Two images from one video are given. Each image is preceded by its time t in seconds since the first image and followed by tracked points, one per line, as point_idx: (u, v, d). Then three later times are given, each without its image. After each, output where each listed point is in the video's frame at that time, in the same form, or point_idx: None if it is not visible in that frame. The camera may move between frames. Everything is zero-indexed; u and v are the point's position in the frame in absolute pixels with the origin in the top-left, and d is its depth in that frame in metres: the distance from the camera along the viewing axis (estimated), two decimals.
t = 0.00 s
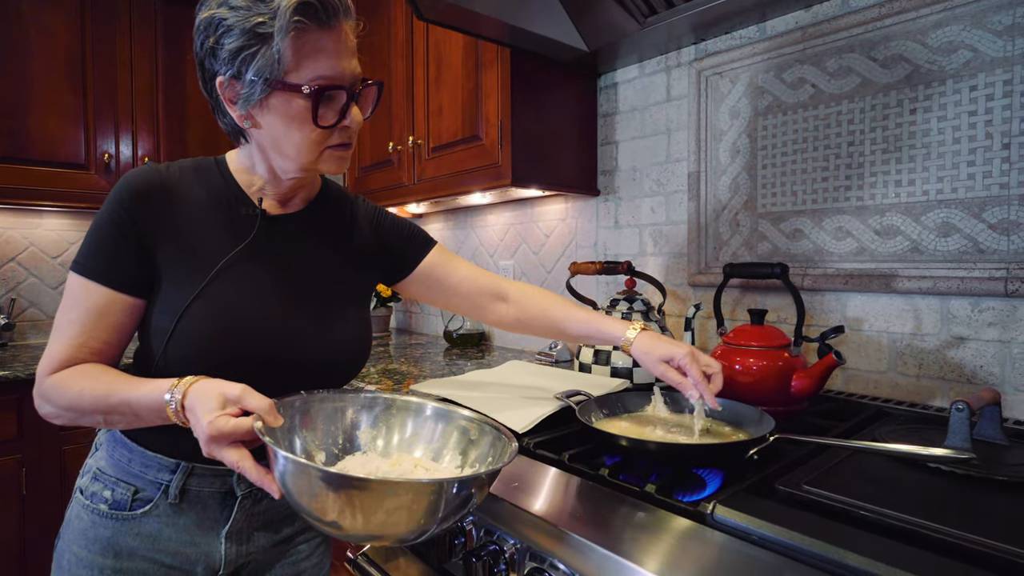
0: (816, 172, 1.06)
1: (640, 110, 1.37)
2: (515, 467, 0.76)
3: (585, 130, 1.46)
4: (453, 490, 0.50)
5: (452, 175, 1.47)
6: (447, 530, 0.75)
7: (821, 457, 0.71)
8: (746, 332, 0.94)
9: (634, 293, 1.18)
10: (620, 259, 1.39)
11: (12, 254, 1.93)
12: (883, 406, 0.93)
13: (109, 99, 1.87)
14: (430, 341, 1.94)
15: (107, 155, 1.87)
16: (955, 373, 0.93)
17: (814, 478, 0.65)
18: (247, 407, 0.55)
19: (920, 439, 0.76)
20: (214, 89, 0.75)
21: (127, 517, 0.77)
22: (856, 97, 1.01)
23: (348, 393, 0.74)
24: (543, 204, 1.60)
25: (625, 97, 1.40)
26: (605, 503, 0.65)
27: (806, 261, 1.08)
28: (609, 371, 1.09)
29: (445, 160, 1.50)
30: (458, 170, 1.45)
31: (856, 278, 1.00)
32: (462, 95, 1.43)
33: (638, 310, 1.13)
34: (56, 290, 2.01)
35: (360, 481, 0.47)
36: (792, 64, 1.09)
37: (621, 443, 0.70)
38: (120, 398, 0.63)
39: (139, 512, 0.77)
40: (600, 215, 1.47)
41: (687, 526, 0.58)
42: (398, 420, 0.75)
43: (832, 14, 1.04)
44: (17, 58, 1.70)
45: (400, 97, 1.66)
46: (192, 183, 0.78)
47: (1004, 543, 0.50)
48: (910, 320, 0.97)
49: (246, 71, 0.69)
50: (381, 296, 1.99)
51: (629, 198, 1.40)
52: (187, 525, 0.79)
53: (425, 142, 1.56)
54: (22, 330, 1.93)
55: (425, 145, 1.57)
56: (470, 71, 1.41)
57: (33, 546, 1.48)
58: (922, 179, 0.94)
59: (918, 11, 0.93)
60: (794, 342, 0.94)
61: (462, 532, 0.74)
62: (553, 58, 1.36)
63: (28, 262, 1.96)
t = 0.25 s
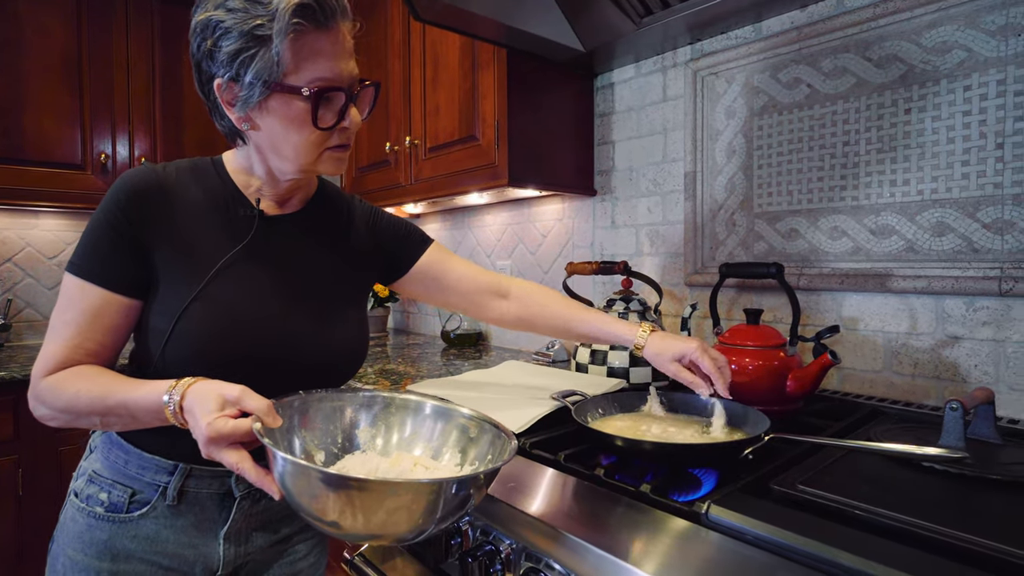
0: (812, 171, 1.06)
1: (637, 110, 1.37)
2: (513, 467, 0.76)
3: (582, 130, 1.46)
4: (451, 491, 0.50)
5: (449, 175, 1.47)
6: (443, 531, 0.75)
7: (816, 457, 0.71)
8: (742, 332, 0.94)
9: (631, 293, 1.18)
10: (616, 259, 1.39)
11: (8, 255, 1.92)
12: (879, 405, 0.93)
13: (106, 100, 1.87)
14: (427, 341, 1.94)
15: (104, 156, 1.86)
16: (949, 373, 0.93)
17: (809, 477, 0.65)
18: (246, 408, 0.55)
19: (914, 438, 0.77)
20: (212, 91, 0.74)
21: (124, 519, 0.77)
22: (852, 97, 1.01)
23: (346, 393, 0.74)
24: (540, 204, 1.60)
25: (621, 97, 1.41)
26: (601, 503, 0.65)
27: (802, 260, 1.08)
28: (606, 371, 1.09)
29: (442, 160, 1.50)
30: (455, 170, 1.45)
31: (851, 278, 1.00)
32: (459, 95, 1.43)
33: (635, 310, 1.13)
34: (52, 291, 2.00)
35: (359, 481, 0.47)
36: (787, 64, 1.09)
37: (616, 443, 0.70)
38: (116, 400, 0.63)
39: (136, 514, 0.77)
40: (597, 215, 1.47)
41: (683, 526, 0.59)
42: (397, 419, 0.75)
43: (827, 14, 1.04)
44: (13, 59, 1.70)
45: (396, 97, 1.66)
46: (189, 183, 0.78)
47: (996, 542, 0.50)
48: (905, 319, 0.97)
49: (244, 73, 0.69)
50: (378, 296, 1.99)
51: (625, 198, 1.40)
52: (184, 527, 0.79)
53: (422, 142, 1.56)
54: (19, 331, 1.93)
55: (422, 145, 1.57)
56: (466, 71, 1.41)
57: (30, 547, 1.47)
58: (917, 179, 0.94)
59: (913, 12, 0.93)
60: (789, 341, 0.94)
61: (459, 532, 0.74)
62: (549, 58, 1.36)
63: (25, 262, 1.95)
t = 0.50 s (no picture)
0: (810, 173, 1.07)
1: (635, 111, 1.37)
2: (508, 470, 0.76)
3: (581, 131, 1.46)
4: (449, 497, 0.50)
5: (447, 175, 1.47)
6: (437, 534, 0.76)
7: (813, 458, 0.71)
8: (740, 334, 0.94)
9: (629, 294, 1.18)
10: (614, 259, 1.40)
11: (6, 254, 1.92)
12: (876, 407, 0.93)
13: (104, 99, 1.86)
14: (425, 341, 1.94)
15: (102, 155, 1.86)
16: (945, 374, 0.94)
17: (806, 479, 0.65)
18: (240, 413, 0.56)
19: (911, 440, 0.77)
20: (210, 91, 0.74)
21: (118, 523, 0.77)
22: (850, 99, 1.01)
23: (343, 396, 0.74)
24: (539, 205, 1.60)
25: (620, 98, 1.41)
26: (598, 504, 0.65)
27: (800, 262, 1.08)
28: (604, 371, 1.09)
29: (441, 161, 1.50)
30: (454, 170, 1.45)
31: (849, 280, 1.01)
32: (457, 96, 1.43)
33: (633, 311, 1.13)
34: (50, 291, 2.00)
35: (355, 487, 0.47)
36: (786, 66, 1.10)
37: (614, 444, 0.71)
38: (110, 404, 0.63)
39: (130, 518, 0.77)
40: (595, 216, 1.47)
41: (680, 528, 0.59)
42: (393, 421, 0.75)
43: (826, 16, 1.04)
44: (10, 58, 1.70)
45: (395, 97, 1.66)
46: (183, 185, 0.78)
47: (992, 544, 0.50)
48: (903, 321, 0.97)
49: (248, 75, 0.69)
50: (376, 296, 2.00)
51: (624, 199, 1.40)
52: (181, 530, 0.79)
53: (421, 142, 1.56)
54: (16, 330, 1.92)
55: (420, 146, 1.57)
56: (465, 72, 1.41)
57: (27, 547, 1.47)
58: (914, 181, 0.94)
59: (911, 14, 0.94)
60: (787, 343, 0.94)
61: (455, 534, 0.74)
62: (548, 59, 1.36)
63: (22, 262, 1.95)
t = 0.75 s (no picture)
0: (808, 173, 1.07)
1: (634, 112, 1.37)
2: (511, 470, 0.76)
3: (579, 132, 1.46)
4: (457, 500, 0.50)
5: (446, 175, 1.47)
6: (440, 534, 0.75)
7: (812, 459, 0.71)
8: (739, 334, 0.94)
9: (629, 295, 1.18)
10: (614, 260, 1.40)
11: (5, 254, 1.92)
12: (875, 407, 0.93)
13: (103, 99, 1.86)
14: (424, 342, 1.94)
15: (101, 155, 1.86)
16: (944, 375, 0.94)
17: (805, 480, 0.65)
18: (245, 415, 0.55)
19: (909, 441, 0.77)
20: (205, 88, 0.73)
21: (119, 528, 0.77)
22: (848, 100, 1.01)
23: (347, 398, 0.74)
24: (538, 205, 1.60)
25: (619, 99, 1.41)
26: (597, 505, 0.65)
27: (799, 263, 1.08)
28: (602, 372, 1.09)
29: (440, 161, 1.49)
30: (453, 171, 1.45)
31: (848, 281, 1.01)
32: (457, 96, 1.43)
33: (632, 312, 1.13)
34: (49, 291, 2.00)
35: (362, 490, 0.47)
36: (784, 67, 1.10)
37: (612, 445, 0.71)
38: (109, 407, 0.63)
39: (131, 523, 0.77)
40: (594, 216, 1.47)
41: (679, 529, 0.58)
42: (398, 423, 0.75)
43: (825, 17, 1.04)
44: (8, 57, 1.69)
45: (394, 98, 1.66)
46: (182, 186, 0.78)
47: (992, 545, 0.50)
48: (901, 321, 0.97)
49: (241, 73, 0.69)
50: (376, 296, 2.00)
51: (623, 199, 1.40)
52: (181, 534, 0.79)
53: (420, 143, 1.56)
54: (14, 331, 1.92)
55: (419, 146, 1.57)
56: (464, 72, 1.41)
57: (26, 548, 1.47)
58: (912, 181, 0.94)
59: (909, 15, 0.94)
60: (786, 344, 0.95)
61: (456, 534, 0.74)
62: (547, 60, 1.36)
63: (21, 262, 1.95)
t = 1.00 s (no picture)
0: (808, 173, 1.07)
1: (634, 111, 1.37)
2: (511, 467, 0.76)
3: (580, 131, 1.46)
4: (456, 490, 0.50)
5: (447, 175, 1.47)
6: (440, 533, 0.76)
7: (812, 457, 0.71)
8: (739, 334, 0.94)
9: (628, 294, 1.18)
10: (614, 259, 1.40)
11: (4, 254, 1.91)
12: (875, 406, 0.93)
13: (103, 99, 1.86)
14: (424, 341, 1.94)
15: (101, 154, 1.86)
16: (944, 374, 0.94)
17: (806, 479, 0.65)
18: (238, 410, 0.55)
19: (910, 440, 0.77)
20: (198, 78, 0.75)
21: (118, 529, 0.77)
22: (848, 100, 1.01)
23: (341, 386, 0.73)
24: (538, 205, 1.60)
25: (619, 98, 1.41)
26: (598, 505, 0.65)
27: (799, 262, 1.09)
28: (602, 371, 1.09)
29: (440, 160, 1.50)
30: (454, 170, 1.45)
31: (848, 280, 1.01)
32: (457, 96, 1.43)
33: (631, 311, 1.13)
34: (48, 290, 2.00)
35: (355, 483, 0.46)
36: (784, 66, 1.10)
37: (613, 444, 0.71)
38: (106, 406, 0.63)
39: (130, 524, 0.77)
40: (594, 216, 1.47)
41: (680, 527, 0.59)
42: (395, 411, 0.75)
43: (824, 16, 1.04)
44: (8, 57, 1.69)
45: (394, 97, 1.66)
46: (175, 184, 0.77)
47: (994, 544, 0.50)
48: (901, 321, 0.97)
49: (203, 63, 0.68)
50: (376, 296, 2.00)
51: (623, 199, 1.40)
52: (181, 535, 0.79)
53: (420, 142, 1.56)
54: (14, 330, 1.92)
55: (419, 146, 1.57)
56: (464, 72, 1.41)
57: (26, 547, 1.47)
58: (912, 181, 0.95)
59: (909, 14, 0.94)
60: (786, 344, 0.95)
61: (456, 533, 0.74)
62: (547, 60, 1.36)
63: (21, 262, 1.95)
